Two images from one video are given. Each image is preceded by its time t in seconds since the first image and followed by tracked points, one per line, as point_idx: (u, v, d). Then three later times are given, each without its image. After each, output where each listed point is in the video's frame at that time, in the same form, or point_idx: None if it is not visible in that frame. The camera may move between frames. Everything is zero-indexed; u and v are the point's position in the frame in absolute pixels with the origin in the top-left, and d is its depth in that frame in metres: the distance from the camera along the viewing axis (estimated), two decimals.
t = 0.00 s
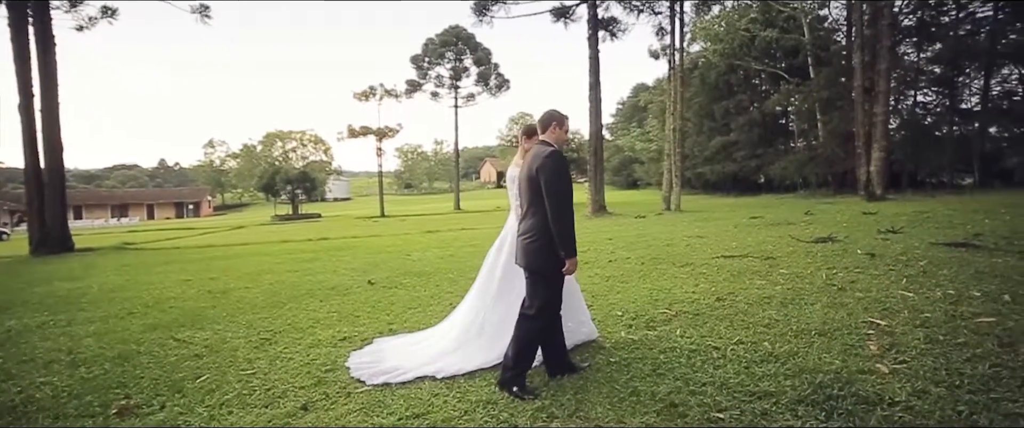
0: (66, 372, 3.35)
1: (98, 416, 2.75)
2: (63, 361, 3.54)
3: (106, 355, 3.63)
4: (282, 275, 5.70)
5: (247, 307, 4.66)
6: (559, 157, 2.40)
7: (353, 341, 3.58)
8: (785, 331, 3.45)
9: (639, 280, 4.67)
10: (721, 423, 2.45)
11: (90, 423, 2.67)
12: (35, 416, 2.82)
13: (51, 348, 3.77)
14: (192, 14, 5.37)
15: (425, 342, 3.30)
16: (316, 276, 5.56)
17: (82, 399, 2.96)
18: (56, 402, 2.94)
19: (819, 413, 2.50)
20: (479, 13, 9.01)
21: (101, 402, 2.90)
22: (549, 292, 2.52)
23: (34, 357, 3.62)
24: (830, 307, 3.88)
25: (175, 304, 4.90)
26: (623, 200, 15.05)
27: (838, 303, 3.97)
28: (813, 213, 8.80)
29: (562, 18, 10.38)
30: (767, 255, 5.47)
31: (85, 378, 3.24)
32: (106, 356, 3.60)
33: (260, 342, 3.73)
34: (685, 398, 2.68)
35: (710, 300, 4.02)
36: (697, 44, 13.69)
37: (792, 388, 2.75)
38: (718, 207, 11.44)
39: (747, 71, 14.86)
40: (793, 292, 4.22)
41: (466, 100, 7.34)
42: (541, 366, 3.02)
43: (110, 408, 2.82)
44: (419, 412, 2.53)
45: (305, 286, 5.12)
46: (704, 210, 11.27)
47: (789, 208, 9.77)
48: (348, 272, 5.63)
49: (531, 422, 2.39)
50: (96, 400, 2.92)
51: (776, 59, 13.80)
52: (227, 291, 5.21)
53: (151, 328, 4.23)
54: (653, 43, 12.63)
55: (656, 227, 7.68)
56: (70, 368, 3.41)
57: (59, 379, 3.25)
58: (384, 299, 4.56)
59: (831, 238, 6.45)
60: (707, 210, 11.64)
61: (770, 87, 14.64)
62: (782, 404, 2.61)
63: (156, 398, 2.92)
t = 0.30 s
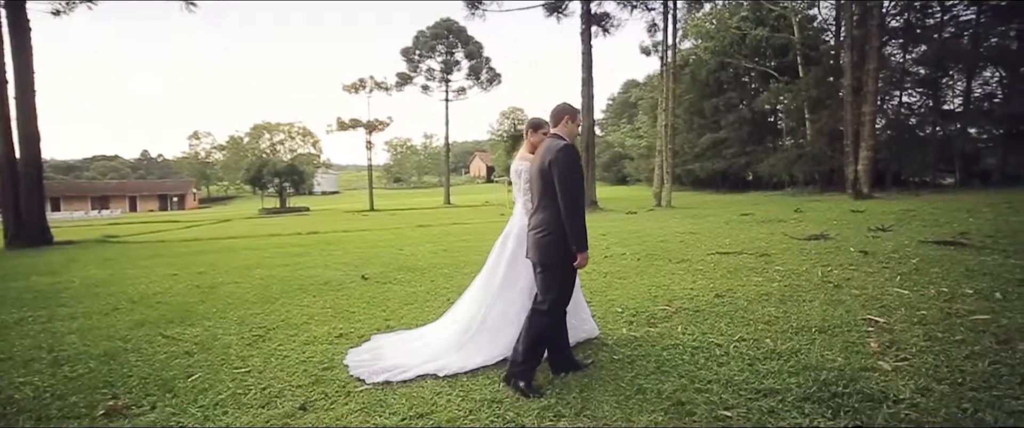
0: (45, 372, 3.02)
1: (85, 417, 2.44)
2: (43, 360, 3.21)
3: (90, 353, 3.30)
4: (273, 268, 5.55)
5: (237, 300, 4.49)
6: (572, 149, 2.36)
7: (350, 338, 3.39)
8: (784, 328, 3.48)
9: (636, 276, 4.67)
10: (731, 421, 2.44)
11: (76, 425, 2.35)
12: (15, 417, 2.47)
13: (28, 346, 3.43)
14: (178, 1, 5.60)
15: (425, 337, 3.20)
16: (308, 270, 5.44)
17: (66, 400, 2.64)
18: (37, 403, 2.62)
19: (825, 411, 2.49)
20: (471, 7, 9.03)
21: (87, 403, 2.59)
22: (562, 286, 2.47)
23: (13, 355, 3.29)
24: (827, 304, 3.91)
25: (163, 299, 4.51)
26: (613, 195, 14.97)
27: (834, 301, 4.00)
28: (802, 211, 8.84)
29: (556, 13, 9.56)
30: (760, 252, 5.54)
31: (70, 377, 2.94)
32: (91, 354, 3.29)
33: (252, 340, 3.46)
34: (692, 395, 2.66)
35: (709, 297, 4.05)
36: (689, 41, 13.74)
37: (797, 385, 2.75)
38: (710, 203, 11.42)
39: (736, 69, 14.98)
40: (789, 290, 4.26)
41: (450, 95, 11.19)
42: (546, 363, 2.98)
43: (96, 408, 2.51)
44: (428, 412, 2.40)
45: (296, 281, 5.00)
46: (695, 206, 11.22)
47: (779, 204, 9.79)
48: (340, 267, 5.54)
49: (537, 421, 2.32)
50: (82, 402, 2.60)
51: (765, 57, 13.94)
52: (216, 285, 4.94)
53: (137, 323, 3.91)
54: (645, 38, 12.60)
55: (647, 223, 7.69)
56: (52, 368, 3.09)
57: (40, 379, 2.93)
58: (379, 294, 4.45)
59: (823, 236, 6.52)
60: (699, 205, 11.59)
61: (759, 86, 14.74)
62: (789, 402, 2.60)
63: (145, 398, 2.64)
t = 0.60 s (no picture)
0: (31, 373, 2.93)
1: (74, 421, 2.35)
2: (28, 361, 3.12)
3: (78, 353, 3.21)
4: (266, 264, 5.46)
5: (231, 297, 4.40)
6: (585, 143, 2.36)
7: (350, 337, 3.30)
8: (787, 325, 3.49)
9: (636, 274, 4.69)
10: (741, 419, 2.42)
11: None
12: None
13: (12, 347, 3.31)
14: None
15: (424, 335, 3.12)
16: (302, 267, 5.36)
17: (54, 404, 2.56)
18: (21, 406, 2.53)
19: (834, 409, 2.47)
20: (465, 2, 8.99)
21: (75, 407, 2.50)
22: (574, 284, 2.44)
23: None
24: (826, 302, 3.94)
25: (153, 297, 4.39)
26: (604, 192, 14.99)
27: (833, 298, 4.04)
28: (794, 208, 8.89)
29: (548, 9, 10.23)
30: (756, 249, 5.62)
31: (57, 380, 2.85)
32: (80, 354, 3.20)
33: (248, 338, 3.35)
34: (701, 393, 2.64)
35: (710, 294, 4.10)
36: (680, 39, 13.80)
37: (805, 383, 2.73)
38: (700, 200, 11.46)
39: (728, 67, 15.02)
40: (788, 287, 4.30)
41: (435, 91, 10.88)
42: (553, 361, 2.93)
43: (86, 413, 2.42)
44: (434, 412, 2.34)
45: (291, 279, 4.91)
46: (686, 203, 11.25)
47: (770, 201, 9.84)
48: (334, 264, 5.46)
49: (547, 421, 2.27)
50: (70, 405, 2.52)
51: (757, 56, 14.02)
52: (207, 283, 4.84)
53: (128, 322, 3.80)
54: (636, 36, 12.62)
55: (642, 220, 7.71)
56: (38, 369, 2.99)
57: (25, 381, 2.84)
58: (377, 291, 4.39)
59: (817, 233, 6.58)
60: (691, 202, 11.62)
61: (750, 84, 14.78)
62: (798, 399, 2.59)
63: (139, 401, 2.55)
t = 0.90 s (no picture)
0: (20, 380, 2.84)
1: None
2: (17, 367, 3.02)
3: (71, 358, 3.13)
4: (262, 263, 5.38)
5: (228, 297, 4.33)
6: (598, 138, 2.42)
7: (351, 337, 3.23)
8: (791, 320, 3.49)
9: (636, 271, 4.70)
10: (754, 416, 2.39)
11: None
12: None
13: None
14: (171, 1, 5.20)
15: (427, 335, 3.05)
16: (299, 266, 5.29)
17: (46, 411, 2.48)
18: (13, 414, 2.45)
19: (847, 404, 2.45)
20: None
21: (69, 413, 2.43)
22: (586, 280, 2.49)
23: None
24: (829, 297, 3.95)
25: (147, 298, 4.29)
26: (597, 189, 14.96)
27: (837, 293, 4.04)
28: (789, 203, 8.92)
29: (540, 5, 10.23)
30: (756, 246, 5.67)
31: (48, 386, 2.77)
32: (71, 359, 3.11)
33: (246, 340, 3.27)
34: (711, 390, 2.62)
35: (713, 290, 4.11)
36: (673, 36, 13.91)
37: (815, 379, 2.71)
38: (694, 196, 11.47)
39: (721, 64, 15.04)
40: (790, 282, 4.32)
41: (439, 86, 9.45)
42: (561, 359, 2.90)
43: (81, 419, 2.35)
44: (442, 412, 2.29)
45: (287, 278, 4.84)
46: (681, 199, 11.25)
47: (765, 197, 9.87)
48: (330, 263, 5.39)
49: (557, 421, 2.23)
50: (63, 413, 2.44)
51: (749, 52, 14.11)
52: (202, 283, 4.75)
53: (122, 325, 3.71)
54: (629, 32, 12.62)
55: (639, 217, 7.69)
56: (28, 375, 2.91)
57: (14, 388, 2.75)
58: (377, 290, 4.33)
59: (815, 228, 6.60)
60: (684, 198, 11.64)
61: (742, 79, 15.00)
62: (809, 395, 2.57)
63: (136, 406, 2.47)
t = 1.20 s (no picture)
0: (12, 387, 2.76)
1: None
2: (8, 373, 2.93)
3: (64, 363, 3.04)
4: (259, 263, 5.30)
5: (225, 298, 4.26)
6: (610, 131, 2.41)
7: (354, 337, 3.16)
8: (799, 314, 3.46)
9: (639, 267, 4.68)
10: (769, 412, 2.35)
11: None
12: None
13: None
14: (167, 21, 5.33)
15: (432, 334, 2.99)
16: (298, 265, 5.22)
17: (39, 419, 2.40)
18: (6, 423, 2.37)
19: (862, 399, 2.41)
20: None
21: (64, 421, 2.34)
22: (599, 277, 2.46)
23: None
24: (835, 290, 3.93)
25: (142, 300, 4.20)
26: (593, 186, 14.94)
27: (843, 286, 4.02)
28: (786, 197, 8.93)
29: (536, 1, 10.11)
30: (757, 240, 5.68)
31: (41, 393, 2.68)
32: (65, 364, 3.03)
33: (246, 342, 3.20)
34: (724, 386, 2.58)
35: (719, 285, 4.11)
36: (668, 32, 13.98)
37: (828, 373, 2.67)
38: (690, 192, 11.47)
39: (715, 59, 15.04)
40: (795, 277, 4.30)
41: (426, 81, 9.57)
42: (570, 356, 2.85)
43: None
44: (451, 414, 2.23)
45: (285, 277, 4.77)
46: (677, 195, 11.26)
47: (761, 192, 9.88)
48: (328, 262, 5.32)
49: (570, 421, 2.18)
50: (58, 420, 2.36)
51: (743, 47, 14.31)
52: (197, 284, 4.67)
53: (117, 328, 3.62)
54: (624, 28, 12.60)
55: (638, 213, 7.67)
56: (20, 382, 2.82)
57: (6, 395, 2.67)
58: (378, 288, 4.28)
59: (814, 222, 6.61)
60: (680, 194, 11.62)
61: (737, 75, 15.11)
62: (823, 390, 2.53)
63: (134, 413, 2.40)
